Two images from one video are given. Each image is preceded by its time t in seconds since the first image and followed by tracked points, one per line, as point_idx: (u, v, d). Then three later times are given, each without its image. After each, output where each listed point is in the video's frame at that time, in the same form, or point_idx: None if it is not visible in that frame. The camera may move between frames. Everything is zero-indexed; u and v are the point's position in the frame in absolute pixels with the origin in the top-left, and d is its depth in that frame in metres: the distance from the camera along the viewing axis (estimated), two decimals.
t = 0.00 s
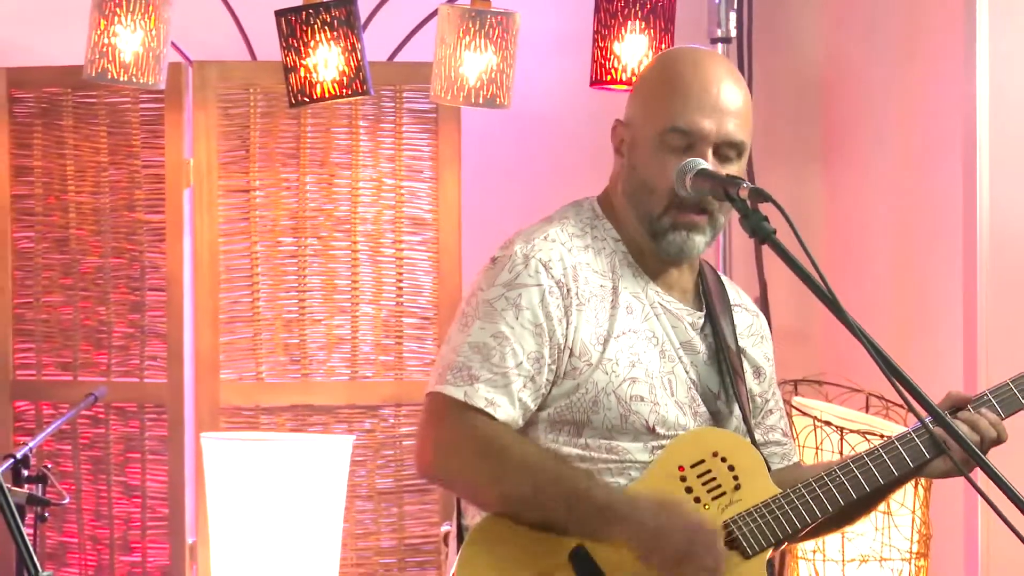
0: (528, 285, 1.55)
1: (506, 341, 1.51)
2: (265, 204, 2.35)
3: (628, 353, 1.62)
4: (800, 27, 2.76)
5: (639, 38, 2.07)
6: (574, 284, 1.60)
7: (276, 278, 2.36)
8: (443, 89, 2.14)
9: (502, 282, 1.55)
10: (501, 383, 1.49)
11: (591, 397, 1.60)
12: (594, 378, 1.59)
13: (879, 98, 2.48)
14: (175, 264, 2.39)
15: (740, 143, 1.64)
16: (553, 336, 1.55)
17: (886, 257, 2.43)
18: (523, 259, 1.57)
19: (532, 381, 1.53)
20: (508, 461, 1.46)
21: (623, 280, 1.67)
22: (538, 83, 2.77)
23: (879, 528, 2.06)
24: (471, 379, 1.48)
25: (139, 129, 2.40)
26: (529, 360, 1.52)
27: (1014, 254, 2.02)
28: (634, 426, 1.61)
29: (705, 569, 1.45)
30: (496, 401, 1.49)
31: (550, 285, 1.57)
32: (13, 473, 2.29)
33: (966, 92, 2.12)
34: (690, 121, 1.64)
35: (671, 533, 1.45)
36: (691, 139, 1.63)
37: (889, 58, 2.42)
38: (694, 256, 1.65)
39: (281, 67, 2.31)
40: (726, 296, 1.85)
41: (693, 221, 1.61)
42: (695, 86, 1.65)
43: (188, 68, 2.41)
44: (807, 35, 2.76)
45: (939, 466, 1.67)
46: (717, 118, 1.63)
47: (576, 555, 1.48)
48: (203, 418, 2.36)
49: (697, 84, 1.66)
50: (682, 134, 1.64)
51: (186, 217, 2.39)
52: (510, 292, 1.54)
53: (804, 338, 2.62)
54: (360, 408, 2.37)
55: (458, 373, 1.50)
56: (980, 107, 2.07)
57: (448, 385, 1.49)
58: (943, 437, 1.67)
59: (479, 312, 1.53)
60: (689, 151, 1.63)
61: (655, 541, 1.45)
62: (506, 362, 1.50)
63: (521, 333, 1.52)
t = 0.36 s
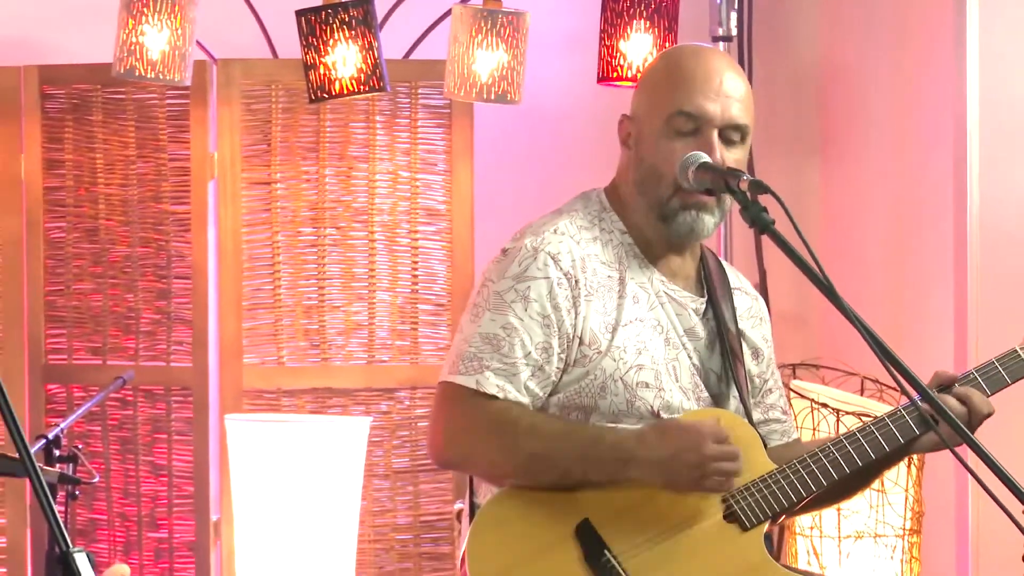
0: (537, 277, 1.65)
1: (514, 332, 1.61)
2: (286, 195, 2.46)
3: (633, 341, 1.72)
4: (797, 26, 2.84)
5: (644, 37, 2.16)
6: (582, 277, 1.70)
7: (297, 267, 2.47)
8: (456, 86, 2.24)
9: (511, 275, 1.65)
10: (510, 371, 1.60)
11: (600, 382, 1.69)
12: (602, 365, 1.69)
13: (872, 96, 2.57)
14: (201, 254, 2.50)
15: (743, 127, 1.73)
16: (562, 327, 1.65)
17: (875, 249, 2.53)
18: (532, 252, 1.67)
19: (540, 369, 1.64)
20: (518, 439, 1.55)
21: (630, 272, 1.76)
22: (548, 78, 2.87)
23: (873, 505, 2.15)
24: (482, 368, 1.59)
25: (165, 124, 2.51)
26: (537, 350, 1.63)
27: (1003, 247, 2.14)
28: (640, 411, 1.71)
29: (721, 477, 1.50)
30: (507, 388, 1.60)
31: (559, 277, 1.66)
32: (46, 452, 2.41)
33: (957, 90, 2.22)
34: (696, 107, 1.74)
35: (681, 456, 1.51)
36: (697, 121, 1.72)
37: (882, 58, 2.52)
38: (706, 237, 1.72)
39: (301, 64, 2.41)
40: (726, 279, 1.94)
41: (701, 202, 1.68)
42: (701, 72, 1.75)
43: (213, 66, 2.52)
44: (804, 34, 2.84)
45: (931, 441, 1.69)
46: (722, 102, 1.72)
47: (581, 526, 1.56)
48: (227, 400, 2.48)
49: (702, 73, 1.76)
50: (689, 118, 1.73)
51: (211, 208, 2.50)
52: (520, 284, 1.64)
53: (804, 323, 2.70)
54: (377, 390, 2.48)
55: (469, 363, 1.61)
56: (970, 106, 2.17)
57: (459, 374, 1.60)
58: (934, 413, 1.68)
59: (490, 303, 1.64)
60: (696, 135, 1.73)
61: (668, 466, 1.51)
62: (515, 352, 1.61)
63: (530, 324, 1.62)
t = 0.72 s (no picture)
0: (550, 267, 1.75)
1: (530, 318, 1.71)
2: (311, 190, 2.57)
3: (640, 329, 1.82)
4: (797, 27, 2.95)
5: (653, 38, 2.26)
6: (592, 267, 1.80)
7: (322, 259, 2.58)
8: (473, 85, 2.34)
9: (527, 265, 1.75)
10: (526, 356, 1.69)
11: (608, 368, 1.80)
12: (610, 351, 1.80)
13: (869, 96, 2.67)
14: (229, 246, 2.62)
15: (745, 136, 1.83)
16: (573, 314, 1.76)
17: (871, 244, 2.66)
18: (546, 243, 1.77)
19: (554, 355, 1.73)
20: (530, 427, 1.64)
21: (637, 263, 1.87)
22: (562, 76, 2.96)
23: (872, 487, 2.24)
24: (500, 352, 1.68)
25: (196, 122, 2.63)
26: (552, 336, 1.72)
27: (993, 242, 2.23)
28: (645, 396, 1.82)
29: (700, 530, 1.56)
30: (522, 372, 1.68)
31: (571, 267, 1.77)
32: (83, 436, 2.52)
33: (952, 93, 2.30)
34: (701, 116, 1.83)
35: (678, 491, 1.57)
36: (702, 132, 1.82)
37: (880, 57, 2.63)
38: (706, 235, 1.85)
39: (325, 64, 2.53)
40: (727, 276, 2.04)
41: (703, 205, 1.81)
42: (707, 82, 1.84)
43: (241, 66, 2.63)
44: (801, 35, 2.95)
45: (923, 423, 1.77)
46: (727, 112, 1.82)
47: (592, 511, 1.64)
48: (255, 386, 2.60)
49: (708, 82, 1.85)
50: (694, 127, 1.83)
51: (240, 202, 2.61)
52: (534, 273, 1.74)
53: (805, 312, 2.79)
54: (398, 376, 2.60)
55: (486, 348, 1.70)
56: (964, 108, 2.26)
57: (477, 357, 1.69)
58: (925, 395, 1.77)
59: (506, 291, 1.74)
60: (700, 143, 1.83)
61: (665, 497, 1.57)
62: (531, 338, 1.70)
63: (544, 311, 1.72)
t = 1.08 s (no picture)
0: (566, 256, 1.85)
1: (548, 305, 1.81)
2: (337, 184, 2.69)
3: (652, 316, 1.92)
4: (803, 23, 3.02)
5: (666, 38, 2.35)
6: (605, 257, 1.90)
7: (347, 250, 2.69)
8: (493, 84, 2.43)
9: (544, 254, 1.85)
10: (546, 342, 1.79)
11: (622, 354, 1.90)
12: (624, 337, 1.90)
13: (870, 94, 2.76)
14: (258, 238, 2.73)
15: (749, 149, 1.92)
16: (589, 301, 1.86)
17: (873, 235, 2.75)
18: (561, 234, 1.88)
19: (572, 341, 1.83)
20: (548, 414, 1.73)
21: (650, 254, 1.96)
22: (578, 74, 3.05)
23: (876, 470, 2.33)
24: (520, 339, 1.78)
25: (227, 119, 2.75)
26: (570, 323, 1.82)
27: (992, 230, 2.33)
28: (658, 379, 1.92)
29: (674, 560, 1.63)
30: (543, 358, 1.78)
31: (587, 257, 1.87)
32: (118, 420, 2.63)
33: (952, 90, 2.39)
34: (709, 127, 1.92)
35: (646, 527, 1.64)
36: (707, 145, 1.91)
37: (880, 52, 2.71)
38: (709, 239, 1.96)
39: (350, 63, 2.64)
40: (737, 267, 2.13)
41: (707, 211, 1.91)
42: (717, 95, 1.92)
43: (270, 65, 2.74)
44: (808, 30, 3.02)
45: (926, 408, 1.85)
46: (732, 126, 1.90)
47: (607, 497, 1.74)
48: (283, 372, 2.71)
49: (718, 94, 1.93)
50: (701, 139, 1.91)
51: (269, 196, 2.72)
52: (552, 262, 1.84)
53: (811, 301, 2.86)
54: (421, 363, 2.71)
55: (507, 335, 1.80)
56: (964, 103, 2.35)
57: (501, 345, 1.79)
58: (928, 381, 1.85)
59: (525, 280, 1.84)
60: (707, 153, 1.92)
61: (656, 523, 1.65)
62: (551, 324, 1.80)
63: (561, 299, 1.82)
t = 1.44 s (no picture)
0: (578, 249, 1.95)
1: (560, 297, 1.91)
2: (361, 175, 2.81)
3: (662, 306, 2.02)
4: (810, 22, 3.09)
5: (677, 35, 2.45)
6: (617, 249, 2.00)
7: (371, 238, 2.82)
8: (512, 79, 2.54)
9: (557, 247, 1.96)
10: (556, 331, 1.90)
11: (635, 343, 2.00)
12: (635, 326, 1.99)
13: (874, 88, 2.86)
14: (286, 228, 2.85)
15: (766, 128, 2.02)
16: (600, 292, 1.96)
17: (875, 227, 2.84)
18: (574, 227, 1.98)
19: (581, 330, 1.93)
20: (562, 395, 1.84)
21: (660, 246, 2.06)
22: (593, 68, 3.15)
23: (879, 450, 2.42)
24: (531, 328, 1.89)
25: (255, 113, 2.86)
26: (580, 313, 1.92)
27: (991, 217, 2.43)
28: (669, 367, 2.02)
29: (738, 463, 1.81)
30: (552, 347, 1.89)
31: (598, 250, 1.97)
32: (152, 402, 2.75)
33: (952, 83, 2.49)
34: (727, 110, 2.02)
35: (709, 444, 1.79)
36: (728, 130, 2.01)
37: (882, 48, 2.81)
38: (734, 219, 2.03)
39: (374, 60, 2.76)
40: (747, 254, 2.23)
41: (730, 190, 1.98)
42: (732, 78, 2.03)
43: (297, 61, 2.86)
44: (814, 28, 3.10)
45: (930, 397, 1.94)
46: (749, 106, 2.00)
47: (619, 475, 1.86)
48: (309, 355, 2.83)
49: (733, 79, 2.03)
50: (719, 121, 2.01)
51: (296, 187, 2.84)
52: (564, 255, 1.95)
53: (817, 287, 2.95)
54: (442, 346, 2.83)
55: (520, 325, 1.91)
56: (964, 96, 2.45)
57: (511, 333, 1.90)
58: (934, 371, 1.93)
59: (538, 272, 1.94)
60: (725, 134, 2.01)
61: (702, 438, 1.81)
62: (561, 314, 1.90)
63: (573, 291, 1.92)
